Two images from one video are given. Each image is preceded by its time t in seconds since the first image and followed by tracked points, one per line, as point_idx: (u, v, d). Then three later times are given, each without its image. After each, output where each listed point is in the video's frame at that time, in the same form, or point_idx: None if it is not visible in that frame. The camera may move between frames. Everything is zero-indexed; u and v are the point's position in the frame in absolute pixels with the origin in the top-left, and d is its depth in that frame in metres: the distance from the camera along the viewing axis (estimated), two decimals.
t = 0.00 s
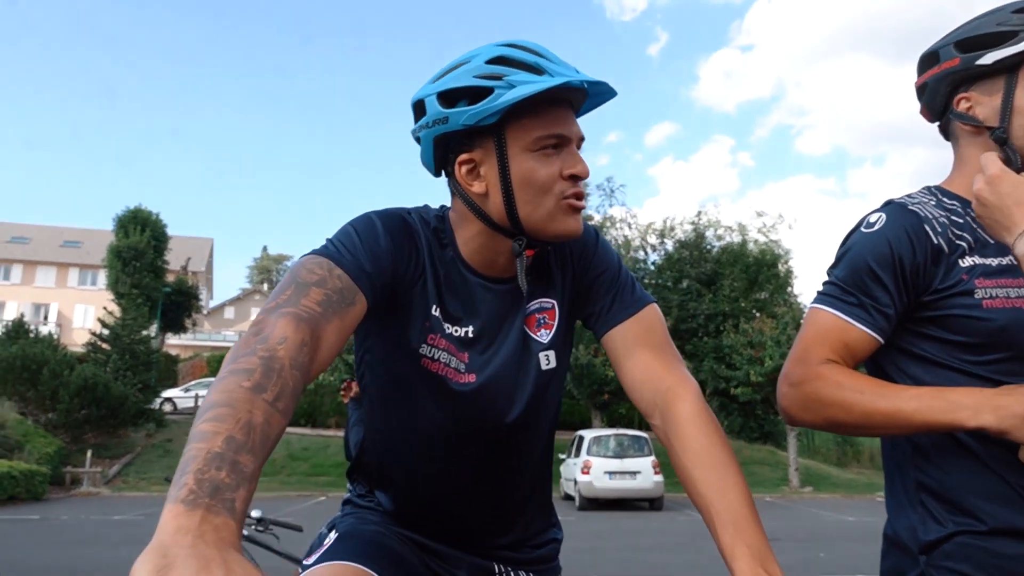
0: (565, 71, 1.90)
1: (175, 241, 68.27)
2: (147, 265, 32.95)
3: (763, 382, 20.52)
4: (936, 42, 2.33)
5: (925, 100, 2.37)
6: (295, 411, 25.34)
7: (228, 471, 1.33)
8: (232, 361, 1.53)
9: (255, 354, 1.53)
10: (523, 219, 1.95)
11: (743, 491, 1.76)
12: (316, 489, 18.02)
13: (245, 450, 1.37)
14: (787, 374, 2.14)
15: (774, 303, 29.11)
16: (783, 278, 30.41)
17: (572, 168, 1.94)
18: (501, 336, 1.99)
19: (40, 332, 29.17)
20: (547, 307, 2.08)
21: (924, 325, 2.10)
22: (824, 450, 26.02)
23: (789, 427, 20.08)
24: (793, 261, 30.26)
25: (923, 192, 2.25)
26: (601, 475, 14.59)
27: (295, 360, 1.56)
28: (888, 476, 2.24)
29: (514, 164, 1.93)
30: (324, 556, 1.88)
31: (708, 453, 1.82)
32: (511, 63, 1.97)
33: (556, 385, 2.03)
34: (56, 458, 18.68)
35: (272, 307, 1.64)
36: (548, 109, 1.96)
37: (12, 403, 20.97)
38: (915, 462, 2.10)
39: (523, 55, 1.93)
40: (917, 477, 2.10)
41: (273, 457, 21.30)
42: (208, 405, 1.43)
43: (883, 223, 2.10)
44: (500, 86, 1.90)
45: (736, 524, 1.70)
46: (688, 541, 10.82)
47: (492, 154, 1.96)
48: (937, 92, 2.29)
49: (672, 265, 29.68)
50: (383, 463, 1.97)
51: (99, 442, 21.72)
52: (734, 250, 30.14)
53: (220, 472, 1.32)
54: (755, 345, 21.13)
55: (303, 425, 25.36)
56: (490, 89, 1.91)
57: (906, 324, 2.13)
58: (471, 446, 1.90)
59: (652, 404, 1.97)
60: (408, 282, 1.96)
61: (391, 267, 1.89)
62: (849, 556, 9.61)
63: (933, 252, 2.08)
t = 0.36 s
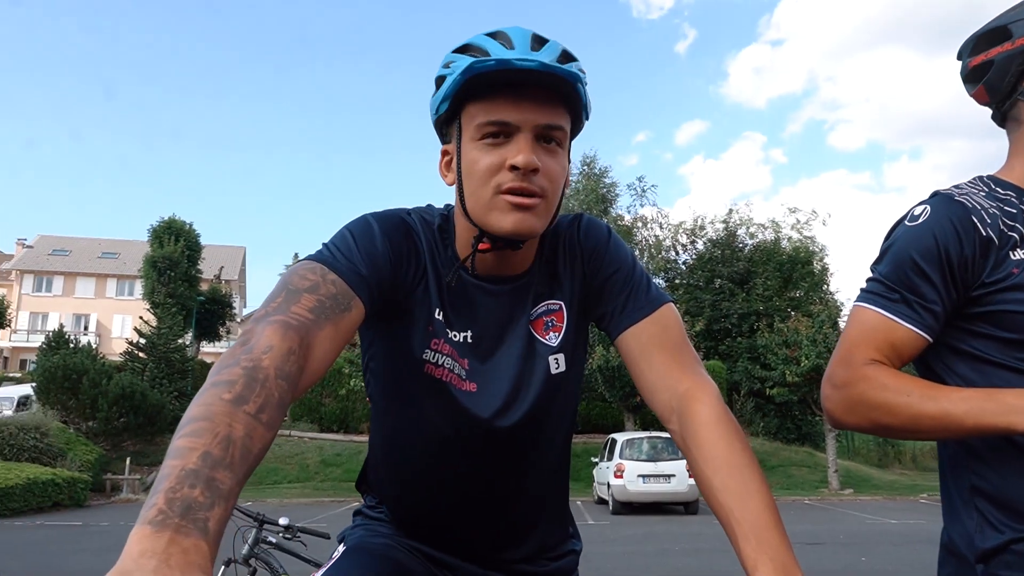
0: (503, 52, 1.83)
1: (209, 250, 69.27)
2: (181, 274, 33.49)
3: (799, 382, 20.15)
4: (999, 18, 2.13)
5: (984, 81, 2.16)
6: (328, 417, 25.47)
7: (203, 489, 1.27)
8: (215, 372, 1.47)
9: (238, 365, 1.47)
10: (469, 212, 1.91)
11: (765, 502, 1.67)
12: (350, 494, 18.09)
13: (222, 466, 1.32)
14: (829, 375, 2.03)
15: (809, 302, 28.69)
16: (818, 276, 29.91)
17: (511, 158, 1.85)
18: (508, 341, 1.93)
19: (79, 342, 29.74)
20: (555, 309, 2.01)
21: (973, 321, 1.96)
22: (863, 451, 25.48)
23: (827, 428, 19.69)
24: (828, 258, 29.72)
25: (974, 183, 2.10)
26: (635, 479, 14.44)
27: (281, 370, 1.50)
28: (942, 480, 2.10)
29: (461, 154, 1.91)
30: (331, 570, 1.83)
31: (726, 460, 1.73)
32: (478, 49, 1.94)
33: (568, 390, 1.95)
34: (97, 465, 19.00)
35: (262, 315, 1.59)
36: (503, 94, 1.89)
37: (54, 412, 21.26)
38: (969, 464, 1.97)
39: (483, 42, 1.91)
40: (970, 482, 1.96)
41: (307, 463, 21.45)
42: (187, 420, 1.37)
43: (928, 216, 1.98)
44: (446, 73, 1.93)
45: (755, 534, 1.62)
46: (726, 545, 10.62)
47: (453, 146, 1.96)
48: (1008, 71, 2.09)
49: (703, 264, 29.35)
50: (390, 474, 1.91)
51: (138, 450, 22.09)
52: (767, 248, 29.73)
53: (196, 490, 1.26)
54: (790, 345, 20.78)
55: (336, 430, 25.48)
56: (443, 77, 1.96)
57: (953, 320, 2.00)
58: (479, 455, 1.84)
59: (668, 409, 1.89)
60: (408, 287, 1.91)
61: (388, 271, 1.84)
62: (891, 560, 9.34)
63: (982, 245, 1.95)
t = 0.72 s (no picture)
0: (515, 63, 1.82)
1: (233, 254, 69.97)
2: (205, 277, 33.85)
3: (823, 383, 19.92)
4: None
5: None
6: (350, 419, 25.57)
7: (221, 490, 1.27)
8: (232, 374, 1.48)
9: (255, 367, 1.48)
10: (485, 223, 1.90)
11: (791, 505, 1.65)
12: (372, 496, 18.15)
13: (241, 466, 1.32)
14: (863, 379, 2.00)
15: (833, 302, 28.45)
16: (841, 275, 29.62)
17: (525, 169, 1.83)
18: (528, 342, 1.93)
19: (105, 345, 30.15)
20: (577, 312, 2.00)
21: (1009, 320, 1.89)
22: (889, 452, 25.15)
23: (853, 429, 19.44)
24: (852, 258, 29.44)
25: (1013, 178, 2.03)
26: (657, 480, 14.37)
27: (297, 370, 1.51)
28: (985, 485, 2.02)
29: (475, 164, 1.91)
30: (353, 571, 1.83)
31: (749, 460, 1.72)
32: (491, 53, 1.92)
33: (590, 391, 1.95)
34: (123, 466, 19.24)
35: (278, 317, 1.59)
36: (515, 102, 1.87)
37: (82, 414, 21.54)
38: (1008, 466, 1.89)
39: (497, 48, 1.89)
40: (1013, 485, 1.88)
41: (329, 464, 21.57)
42: (205, 420, 1.38)
43: (962, 214, 1.92)
44: (459, 80, 1.92)
45: (783, 536, 1.60)
46: (750, 548, 10.51)
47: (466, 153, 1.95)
48: None
49: (725, 264, 29.15)
50: (410, 475, 1.92)
51: (163, 451, 22.36)
52: (790, 248, 29.53)
53: (214, 492, 1.26)
54: (814, 345, 20.59)
55: (358, 432, 25.58)
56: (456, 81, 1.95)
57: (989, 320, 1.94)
58: (500, 456, 1.84)
59: (693, 412, 1.87)
60: (426, 288, 1.91)
61: (406, 274, 1.84)
62: (919, 564, 9.19)
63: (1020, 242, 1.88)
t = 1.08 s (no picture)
0: (587, 78, 1.78)
1: (234, 255, 70.00)
2: (206, 279, 33.87)
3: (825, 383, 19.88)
4: None
5: None
6: (351, 420, 25.54)
7: (221, 493, 1.27)
8: (232, 376, 1.48)
9: (255, 370, 1.48)
10: (544, 236, 1.87)
11: (792, 508, 1.65)
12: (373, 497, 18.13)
13: (240, 470, 1.32)
14: (872, 377, 1.99)
15: (834, 302, 28.46)
16: (842, 276, 29.61)
17: (595, 181, 1.84)
18: (529, 343, 1.93)
19: (107, 347, 30.16)
20: (577, 315, 2.00)
21: (1016, 319, 1.89)
22: (891, 452, 25.09)
23: (855, 430, 19.41)
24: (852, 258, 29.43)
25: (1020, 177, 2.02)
26: (658, 481, 14.35)
27: (298, 373, 1.51)
28: (994, 488, 2.00)
29: (529, 178, 1.85)
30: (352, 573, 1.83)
31: (751, 463, 1.72)
32: (527, 64, 1.84)
33: (590, 394, 1.95)
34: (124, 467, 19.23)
35: (277, 320, 1.60)
36: (574, 115, 1.84)
37: (83, 415, 21.54)
38: (1016, 466, 1.89)
39: (539, 59, 1.83)
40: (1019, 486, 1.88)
41: (330, 466, 21.56)
42: (204, 424, 1.37)
43: (973, 212, 1.92)
44: (510, 95, 1.81)
45: (784, 537, 1.60)
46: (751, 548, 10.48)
47: (508, 167, 1.88)
48: None
49: (726, 265, 29.12)
50: (409, 479, 1.92)
51: (165, 453, 22.38)
52: (790, 248, 29.54)
53: (214, 495, 1.27)
54: (815, 345, 20.56)
55: (359, 433, 25.55)
56: (502, 100, 1.83)
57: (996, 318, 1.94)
58: (496, 459, 1.84)
59: (692, 415, 1.87)
60: (426, 292, 1.90)
61: (406, 279, 1.83)
62: (921, 565, 9.17)
63: None
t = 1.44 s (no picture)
0: (594, 76, 1.79)
1: (230, 253, 69.84)
2: (202, 277, 33.80)
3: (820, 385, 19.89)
4: None
5: None
6: (346, 419, 25.51)
7: (213, 492, 1.28)
8: (225, 375, 1.48)
9: (248, 368, 1.49)
10: (548, 232, 1.88)
11: (784, 509, 1.65)
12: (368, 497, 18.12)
13: (233, 469, 1.33)
14: (872, 378, 2.01)
15: (829, 303, 28.53)
16: (838, 277, 29.73)
17: (599, 178, 1.85)
18: (525, 341, 1.94)
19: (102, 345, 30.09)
20: (573, 313, 2.01)
21: (1015, 320, 1.90)
22: (885, 453, 25.14)
23: (849, 431, 19.44)
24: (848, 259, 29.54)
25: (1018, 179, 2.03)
26: (653, 481, 14.38)
27: (292, 372, 1.51)
28: (989, 488, 2.02)
29: (535, 175, 1.86)
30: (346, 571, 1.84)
31: (744, 462, 1.73)
32: (534, 63, 1.86)
33: (584, 393, 1.96)
34: (119, 466, 19.19)
35: (272, 319, 1.60)
36: (578, 112, 1.86)
37: (77, 414, 21.48)
38: (1010, 466, 1.90)
39: (545, 58, 1.84)
40: (1016, 488, 1.89)
41: (326, 465, 21.53)
42: (197, 422, 1.38)
43: (973, 213, 1.93)
44: (518, 93, 1.82)
45: (776, 536, 1.61)
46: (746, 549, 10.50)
47: (512, 164, 1.89)
48: None
49: (722, 266, 29.17)
50: (404, 478, 1.92)
51: (159, 451, 22.36)
52: (786, 250, 29.64)
53: (205, 494, 1.27)
54: (811, 347, 20.56)
55: (354, 432, 25.52)
56: (511, 96, 1.83)
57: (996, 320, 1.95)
58: (490, 458, 1.84)
59: (688, 415, 1.88)
60: (423, 290, 1.90)
61: (404, 277, 1.83)
62: (914, 565, 9.21)
63: None
